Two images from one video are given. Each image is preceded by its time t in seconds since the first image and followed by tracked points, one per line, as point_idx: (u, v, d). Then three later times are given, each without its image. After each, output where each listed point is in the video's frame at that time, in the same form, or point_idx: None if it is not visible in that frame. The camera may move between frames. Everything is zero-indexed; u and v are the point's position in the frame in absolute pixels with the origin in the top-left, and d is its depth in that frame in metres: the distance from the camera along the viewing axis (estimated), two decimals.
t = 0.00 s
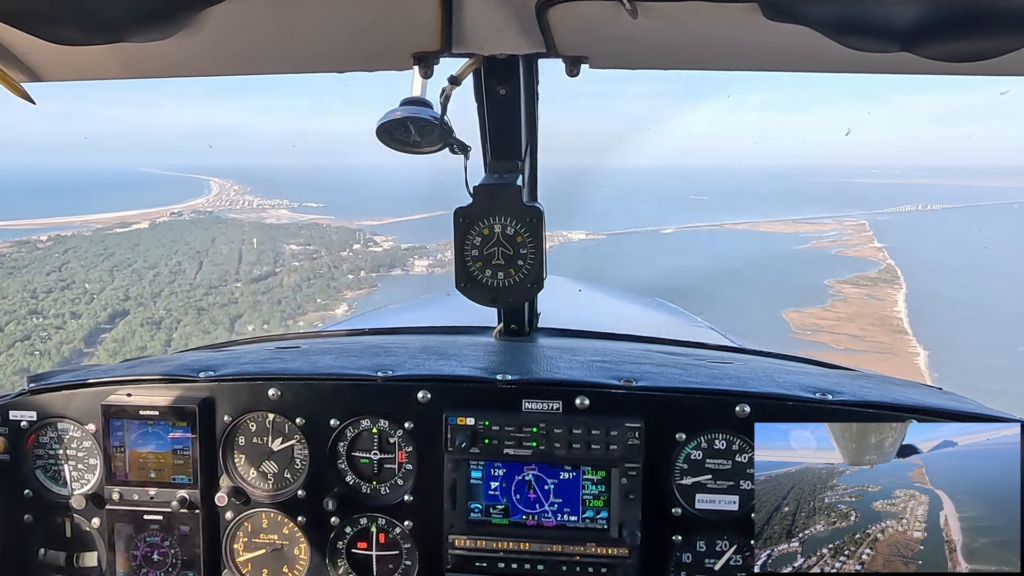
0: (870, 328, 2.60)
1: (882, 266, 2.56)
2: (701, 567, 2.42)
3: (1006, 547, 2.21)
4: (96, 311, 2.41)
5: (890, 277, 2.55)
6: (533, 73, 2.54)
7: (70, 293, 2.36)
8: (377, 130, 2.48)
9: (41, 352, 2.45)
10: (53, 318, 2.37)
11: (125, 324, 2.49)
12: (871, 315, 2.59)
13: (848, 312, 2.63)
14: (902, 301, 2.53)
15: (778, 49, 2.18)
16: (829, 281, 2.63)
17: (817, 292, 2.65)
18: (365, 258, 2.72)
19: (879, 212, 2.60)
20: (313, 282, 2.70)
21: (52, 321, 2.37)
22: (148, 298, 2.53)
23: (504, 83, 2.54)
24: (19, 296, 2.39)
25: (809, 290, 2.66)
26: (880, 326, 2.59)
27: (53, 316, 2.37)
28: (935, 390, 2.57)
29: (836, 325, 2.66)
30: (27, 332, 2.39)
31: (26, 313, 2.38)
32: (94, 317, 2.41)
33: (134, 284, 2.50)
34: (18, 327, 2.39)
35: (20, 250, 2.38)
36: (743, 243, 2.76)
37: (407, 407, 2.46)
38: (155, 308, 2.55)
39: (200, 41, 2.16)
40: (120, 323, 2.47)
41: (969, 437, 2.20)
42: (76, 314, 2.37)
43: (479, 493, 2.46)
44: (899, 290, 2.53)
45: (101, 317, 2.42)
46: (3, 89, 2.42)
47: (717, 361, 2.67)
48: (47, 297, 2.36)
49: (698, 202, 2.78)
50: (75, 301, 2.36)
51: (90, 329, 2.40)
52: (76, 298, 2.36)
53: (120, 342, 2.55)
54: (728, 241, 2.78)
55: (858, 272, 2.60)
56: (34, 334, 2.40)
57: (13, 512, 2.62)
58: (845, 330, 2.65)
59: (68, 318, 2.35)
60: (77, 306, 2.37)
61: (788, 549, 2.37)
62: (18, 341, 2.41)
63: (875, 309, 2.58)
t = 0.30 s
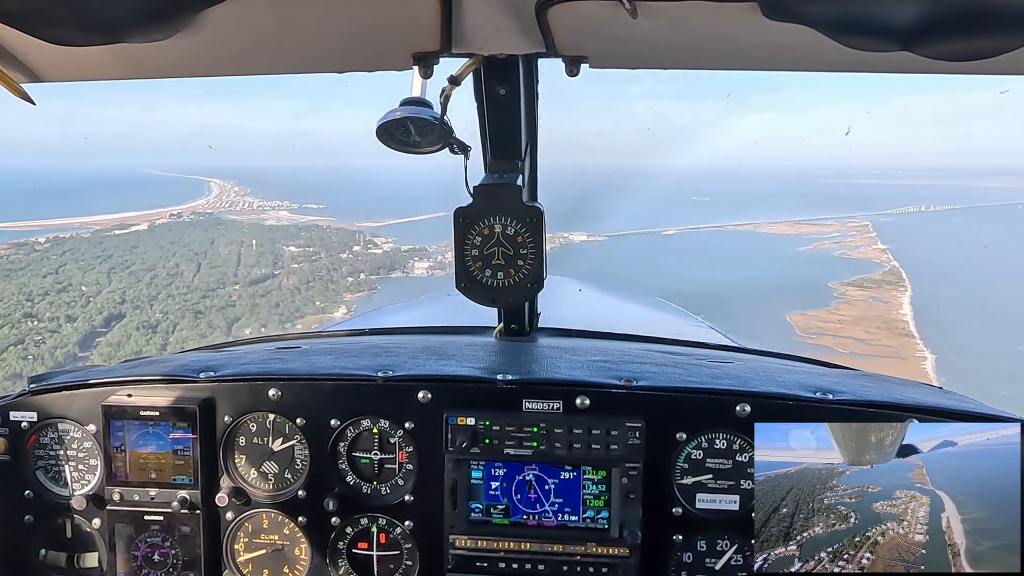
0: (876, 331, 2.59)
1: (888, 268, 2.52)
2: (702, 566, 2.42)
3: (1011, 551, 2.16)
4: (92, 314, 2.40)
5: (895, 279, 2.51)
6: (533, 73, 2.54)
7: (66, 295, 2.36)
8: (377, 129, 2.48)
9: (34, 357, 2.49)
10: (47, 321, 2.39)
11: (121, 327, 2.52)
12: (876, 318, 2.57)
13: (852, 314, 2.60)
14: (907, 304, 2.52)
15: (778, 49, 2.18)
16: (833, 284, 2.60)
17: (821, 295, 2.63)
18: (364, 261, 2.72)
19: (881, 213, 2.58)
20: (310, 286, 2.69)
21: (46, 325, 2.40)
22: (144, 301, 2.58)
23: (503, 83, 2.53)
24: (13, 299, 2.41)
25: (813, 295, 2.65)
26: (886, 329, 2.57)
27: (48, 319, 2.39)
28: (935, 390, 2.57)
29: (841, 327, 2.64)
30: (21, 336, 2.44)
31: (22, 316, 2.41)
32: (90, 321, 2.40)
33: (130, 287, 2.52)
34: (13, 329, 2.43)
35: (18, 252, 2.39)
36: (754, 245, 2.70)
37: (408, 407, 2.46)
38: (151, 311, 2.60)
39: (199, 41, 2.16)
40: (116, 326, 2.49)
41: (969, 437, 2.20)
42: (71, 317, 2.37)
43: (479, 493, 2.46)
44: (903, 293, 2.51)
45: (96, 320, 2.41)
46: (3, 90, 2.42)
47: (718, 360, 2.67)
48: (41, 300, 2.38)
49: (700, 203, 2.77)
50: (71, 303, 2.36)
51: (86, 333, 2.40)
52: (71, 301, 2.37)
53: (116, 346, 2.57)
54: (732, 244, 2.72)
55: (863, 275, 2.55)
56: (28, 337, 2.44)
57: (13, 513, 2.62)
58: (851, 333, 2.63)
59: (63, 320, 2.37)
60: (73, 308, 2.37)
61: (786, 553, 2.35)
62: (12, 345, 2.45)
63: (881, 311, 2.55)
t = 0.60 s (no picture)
0: (880, 335, 2.61)
1: (892, 271, 2.51)
2: (703, 566, 2.42)
3: (1012, 551, 2.16)
4: (87, 318, 2.42)
5: (898, 282, 2.51)
6: (533, 73, 2.54)
7: (61, 299, 2.38)
8: (376, 129, 2.48)
9: (27, 361, 2.49)
10: (41, 325, 2.40)
11: (116, 331, 2.52)
12: (880, 322, 2.59)
13: (857, 317, 2.60)
14: (910, 306, 2.52)
15: (778, 48, 2.17)
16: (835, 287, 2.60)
17: (824, 300, 2.63)
18: (364, 263, 2.69)
19: (884, 215, 2.58)
20: (309, 288, 2.70)
21: (40, 328, 2.40)
22: (141, 305, 2.54)
23: (503, 83, 2.53)
24: (8, 302, 2.42)
25: (817, 298, 2.64)
26: (890, 332, 2.59)
27: (42, 324, 2.40)
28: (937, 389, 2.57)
29: (845, 331, 2.66)
30: (15, 342, 2.43)
31: (16, 320, 2.42)
32: (85, 325, 2.42)
33: (126, 291, 2.50)
34: (7, 334, 2.42)
35: (15, 254, 2.39)
36: (756, 249, 2.70)
37: (408, 407, 2.46)
38: (147, 315, 2.57)
39: (199, 41, 2.16)
40: (111, 330, 2.49)
41: (968, 437, 2.21)
42: (66, 322, 2.40)
43: (480, 493, 2.46)
44: (907, 296, 2.51)
45: (92, 324, 2.43)
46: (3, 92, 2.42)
47: (718, 360, 2.67)
48: (36, 303, 2.39)
49: (701, 205, 2.76)
50: (66, 307, 2.39)
51: (81, 336, 2.43)
52: (67, 304, 2.38)
53: (111, 351, 2.58)
54: (732, 247, 2.72)
55: (867, 277, 2.54)
56: (21, 342, 2.44)
57: (14, 514, 2.62)
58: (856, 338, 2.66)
59: (58, 325, 2.40)
60: (67, 313, 2.40)
61: (783, 556, 2.36)
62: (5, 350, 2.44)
63: (885, 314, 2.56)
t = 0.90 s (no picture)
0: (884, 340, 2.64)
1: (893, 274, 2.54)
2: (705, 565, 2.42)
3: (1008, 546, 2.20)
4: (82, 322, 2.42)
5: (903, 286, 2.53)
6: (533, 72, 2.54)
7: (57, 303, 2.39)
8: (376, 130, 2.48)
9: (21, 366, 2.53)
10: (36, 329, 2.42)
11: (111, 335, 2.51)
12: (884, 325, 2.61)
13: (859, 321, 2.64)
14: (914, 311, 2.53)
15: (777, 47, 2.17)
16: (839, 292, 2.60)
17: (826, 304, 2.62)
18: (362, 266, 2.73)
19: (886, 218, 2.58)
20: (307, 291, 2.70)
21: (35, 333, 2.43)
22: (137, 309, 2.53)
23: (503, 83, 2.53)
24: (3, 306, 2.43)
25: (820, 301, 2.63)
26: (895, 336, 2.61)
27: (37, 328, 2.42)
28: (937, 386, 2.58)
29: (848, 335, 2.69)
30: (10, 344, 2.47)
31: (11, 324, 2.44)
32: (80, 329, 2.43)
33: (122, 295, 2.48)
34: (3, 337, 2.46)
35: (12, 258, 2.41)
36: (760, 251, 2.69)
37: (409, 407, 2.46)
38: (143, 320, 2.56)
39: (199, 42, 2.16)
40: (105, 335, 2.49)
41: (968, 437, 2.23)
42: (61, 326, 2.42)
43: (481, 493, 2.46)
44: (910, 300, 2.52)
45: (86, 329, 2.44)
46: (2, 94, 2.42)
47: (719, 359, 2.67)
48: (31, 308, 2.41)
49: (700, 207, 2.77)
50: (61, 312, 2.40)
51: (75, 340, 2.45)
52: (62, 309, 2.40)
53: (104, 356, 2.59)
54: (731, 248, 2.72)
55: (869, 281, 2.57)
56: (16, 346, 2.47)
57: (16, 516, 2.62)
58: (859, 342, 2.69)
59: (52, 330, 2.41)
60: (62, 317, 2.41)
61: (780, 560, 2.37)
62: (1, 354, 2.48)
63: (890, 318, 2.58)
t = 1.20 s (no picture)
0: (888, 345, 2.59)
1: (896, 277, 2.51)
2: (707, 564, 2.42)
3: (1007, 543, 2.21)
4: (77, 326, 2.39)
5: (904, 289, 2.50)
6: (532, 72, 2.54)
7: (52, 307, 2.38)
8: (376, 130, 2.48)
9: (13, 373, 2.52)
10: (29, 334, 2.41)
11: (105, 340, 2.47)
12: (888, 329, 2.56)
13: (862, 325, 2.59)
14: (919, 314, 2.51)
15: (777, 46, 2.17)
16: (842, 294, 2.59)
17: (829, 308, 2.60)
18: (360, 270, 2.71)
19: (886, 220, 2.59)
20: (306, 295, 2.71)
21: (28, 338, 2.41)
22: (132, 313, 2.52)
23: (502, 83, 2.53)
24: None
25: (824, 306, 2.61)
26: (898, 341, 2.57)
27: (31, 333, 2.40)
28: (938, 385, 2.58)
29: (851, 340, 2.63)
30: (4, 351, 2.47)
31: (6, 329, 2.43)
32: (74, 333, 2.40)
33: (118, 299, 2.47)
34: None
35: (9, 261, 2.39)
36: (756, 253, 2.71)
37: (410, 407, 2.46)
38: (139, 323, 2.55)
39: (199, 43, 2.16)
40: (100, 340, 2.45)
41: (967, 437, 2.25)
42: (55, 331, 2.39)
43: (482, 493, 2.46)
44: (914, 303, 2.49)
45: (81, 333, 2.40)
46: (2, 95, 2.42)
47: (720, 358, 2.67)
48: (25, 313, 2.40)
49: (700, 210, 2.76)
50: (56, 316, 2.38)
51: (70, 345, 2.42)
52: (57, 313, 2.38)
53: (100, 360, 2.55)
54: (729, 249, 2.74)
55: (873, 285, 2.55)
56: (10, 351, 2.47)
57: (17, 517, 2.62)
58: (860, 346, 2.64)
59: (46, 334, 2.39)
60: (56, 322, 2.39)
61: (776, 565, 2.38)
62: None
63: (893, 322, 2.54)
